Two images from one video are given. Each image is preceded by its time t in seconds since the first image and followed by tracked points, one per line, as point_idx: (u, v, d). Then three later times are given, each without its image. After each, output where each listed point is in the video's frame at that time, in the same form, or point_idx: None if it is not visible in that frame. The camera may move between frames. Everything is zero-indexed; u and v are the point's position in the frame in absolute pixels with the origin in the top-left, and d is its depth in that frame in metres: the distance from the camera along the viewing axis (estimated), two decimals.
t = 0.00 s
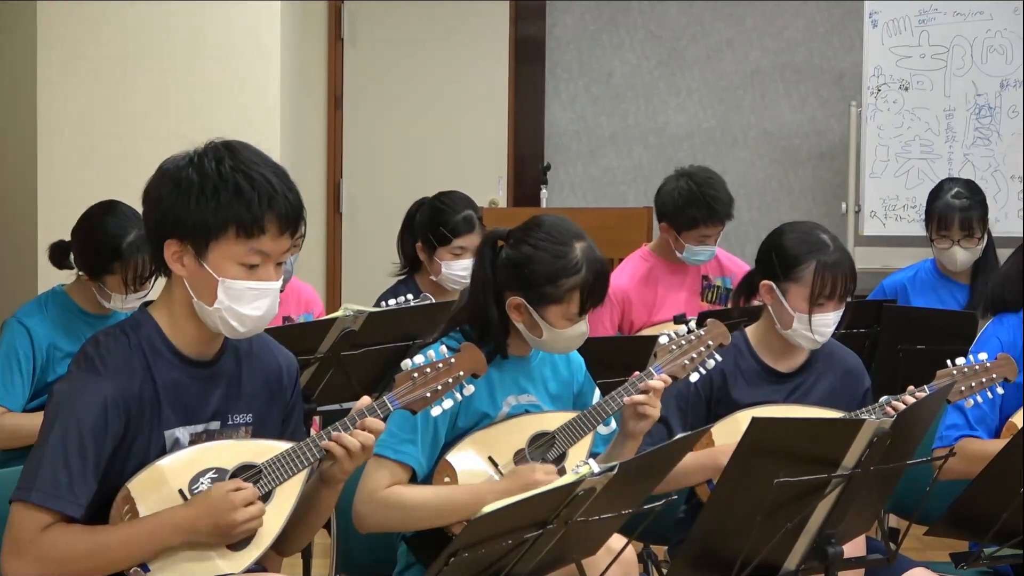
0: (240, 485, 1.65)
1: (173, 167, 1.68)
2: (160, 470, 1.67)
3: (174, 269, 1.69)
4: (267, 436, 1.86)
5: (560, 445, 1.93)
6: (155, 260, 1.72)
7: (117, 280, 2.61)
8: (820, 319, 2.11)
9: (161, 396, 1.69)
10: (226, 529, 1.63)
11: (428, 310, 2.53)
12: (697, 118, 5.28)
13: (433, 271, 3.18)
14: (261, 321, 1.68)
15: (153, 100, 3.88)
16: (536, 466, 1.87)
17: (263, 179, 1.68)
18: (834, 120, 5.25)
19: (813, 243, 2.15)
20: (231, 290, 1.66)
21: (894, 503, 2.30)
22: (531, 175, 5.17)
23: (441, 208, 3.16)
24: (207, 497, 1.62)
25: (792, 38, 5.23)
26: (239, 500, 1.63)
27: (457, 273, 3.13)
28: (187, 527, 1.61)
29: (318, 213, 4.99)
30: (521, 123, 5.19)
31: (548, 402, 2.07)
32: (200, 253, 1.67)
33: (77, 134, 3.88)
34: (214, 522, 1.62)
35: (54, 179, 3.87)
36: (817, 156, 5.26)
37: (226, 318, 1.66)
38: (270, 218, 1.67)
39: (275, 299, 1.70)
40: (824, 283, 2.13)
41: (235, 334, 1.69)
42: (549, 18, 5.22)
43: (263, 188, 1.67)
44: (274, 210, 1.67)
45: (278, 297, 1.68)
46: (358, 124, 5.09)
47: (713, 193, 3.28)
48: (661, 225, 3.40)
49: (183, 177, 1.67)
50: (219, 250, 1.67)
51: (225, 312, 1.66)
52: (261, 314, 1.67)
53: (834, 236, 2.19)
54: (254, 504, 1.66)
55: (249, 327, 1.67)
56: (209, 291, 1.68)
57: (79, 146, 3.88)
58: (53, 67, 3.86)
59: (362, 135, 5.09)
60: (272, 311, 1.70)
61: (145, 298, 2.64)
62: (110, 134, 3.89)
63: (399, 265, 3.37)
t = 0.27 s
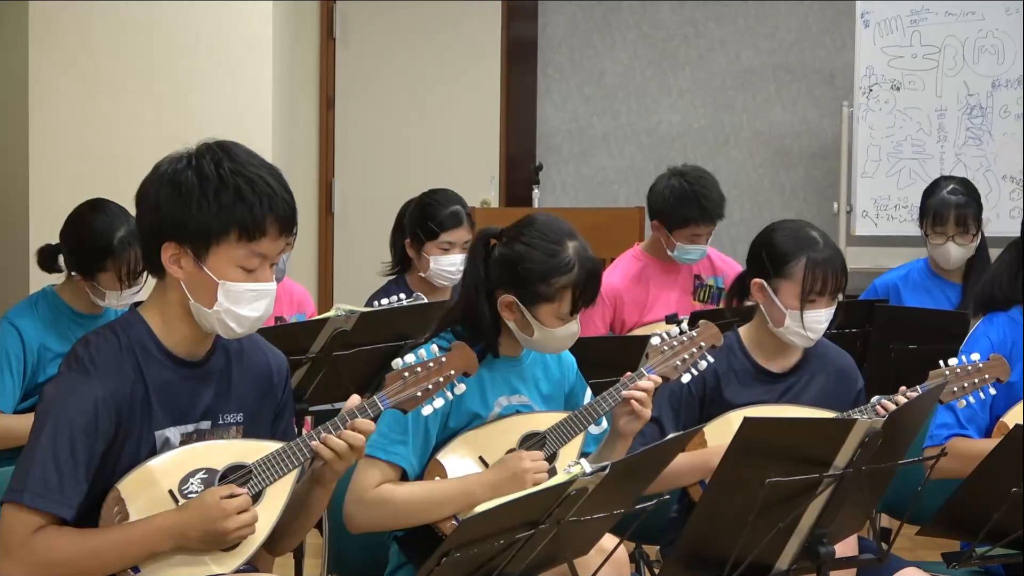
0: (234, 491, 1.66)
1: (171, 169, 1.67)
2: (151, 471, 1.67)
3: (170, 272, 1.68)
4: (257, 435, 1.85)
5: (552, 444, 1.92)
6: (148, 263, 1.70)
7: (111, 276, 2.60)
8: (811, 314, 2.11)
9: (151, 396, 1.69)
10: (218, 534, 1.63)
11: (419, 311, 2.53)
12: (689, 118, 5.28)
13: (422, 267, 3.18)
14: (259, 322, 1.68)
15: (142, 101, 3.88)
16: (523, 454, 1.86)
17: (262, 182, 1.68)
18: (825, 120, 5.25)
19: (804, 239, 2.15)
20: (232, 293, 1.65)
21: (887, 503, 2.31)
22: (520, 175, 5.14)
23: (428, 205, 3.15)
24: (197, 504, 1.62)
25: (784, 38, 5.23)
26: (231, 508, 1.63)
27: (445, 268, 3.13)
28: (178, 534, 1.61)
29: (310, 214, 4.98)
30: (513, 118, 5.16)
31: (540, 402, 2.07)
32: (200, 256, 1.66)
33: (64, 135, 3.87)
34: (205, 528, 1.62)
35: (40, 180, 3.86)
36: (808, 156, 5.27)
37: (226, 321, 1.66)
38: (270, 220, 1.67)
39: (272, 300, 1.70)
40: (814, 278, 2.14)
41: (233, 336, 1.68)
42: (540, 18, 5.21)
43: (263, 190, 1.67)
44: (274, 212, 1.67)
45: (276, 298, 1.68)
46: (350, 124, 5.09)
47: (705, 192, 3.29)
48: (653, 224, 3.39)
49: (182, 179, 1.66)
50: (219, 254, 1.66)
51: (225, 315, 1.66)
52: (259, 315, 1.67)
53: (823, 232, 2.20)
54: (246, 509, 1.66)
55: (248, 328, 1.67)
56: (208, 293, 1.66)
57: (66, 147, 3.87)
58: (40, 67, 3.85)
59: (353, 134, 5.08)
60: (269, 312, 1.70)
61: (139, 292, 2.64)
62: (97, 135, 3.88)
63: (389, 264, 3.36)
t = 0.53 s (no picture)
0: (220, 489, 1.66)
1: (160, 171, 1.66)
2: (140, 470, 1.67)
3: (159, 274, 1.67)
4: (245, 434, 1.85)
5: (540, 445, 1.92)
6: (135, 265, 1.69)
7: (92, 269, 2.60)
8: (798, 310, 2.12)
9: (137, 396, 1.69)
10: (206, 533, 1.63)
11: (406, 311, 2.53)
12: (678, 118, 5.28)
13: (410, 268, 3.18)
14: (247, 322, 1.68)
15: (125, 101, 3.87)
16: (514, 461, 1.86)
17: (252, 183, 1.68)
18: (813, 120, 5.23)
19: (789, 235, 2.16)
20: (221, 294, 1.65)
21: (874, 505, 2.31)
22: (511, 175, 5.20)
23: (415, 204, 3.15)
24: (185, 503, 1.61)
25: (772, 38, 5.23)
26: (221, 508, 1.63)
27: (433, 269, 3.13)
28: (167, 533, 1.61)
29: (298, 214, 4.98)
30: (501, 126, 5.21)
31: (528, 403, 2.07)
32: (191, 257, 1.65)
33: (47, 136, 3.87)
34: (194, 528, 1.61)
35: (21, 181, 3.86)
36: (797, 156, 5.25)
37: (214, 322, 1.66)
38: (260, 221, 1.67)
39: (259, 301, 1.71)
40: (799, 274, 2.14)
41: (221, 336, 1.69)
42: (529, 18, 5.23)
43: (253, 191, 1.67)
44: (264, 213, 1.67)
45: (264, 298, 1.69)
46: (338, 125, 5.09)
47: (689, 185, 3.30)
48: (639, 220, 3.39)
49: (171, 181, 1.65)
50: (209, 255, 1.66)
51: (213, 316, 1.66)
52: (246, 315, 1.67)
53: (806, 229, 2.21)
54: (235, 509, 1.65)
55: (235, 329, 1.67)
56: (198, 295, 1.66)
57: (48, 148, 3.87)
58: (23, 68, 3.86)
59: (342, 134, 5.08)
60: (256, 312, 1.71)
61: (120, 287, 2.63)
62: (79, 135, 3.88)
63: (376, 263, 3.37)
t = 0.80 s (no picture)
0: (208, 486, 1.66)
1: (135, 169, 1.66)
2: (128, 469, 1.67)
3: (138, 272, 1.67)
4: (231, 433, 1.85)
5: (526, 445, 1.92)
6: (115, 264, 1.70)
7: (59, 271, 2.67)
8: (781, 313, 2.12)
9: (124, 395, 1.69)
10: (194, 530, 1.63)
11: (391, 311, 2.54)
12: (664, 118, 5.28)
13: (402, 273, 3.19)
14: (228, 319, 1.67)
15: (107, 102, 3.88)
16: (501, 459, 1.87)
17: (227, 180, 1.68)
18: (800, 120, 5.25)
19: (774, 238, 2.16)
20: (199, 291, 1.65)
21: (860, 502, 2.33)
22: (496, 175, 5.18)
23: (405, 211, 3.15)
24: (172, 499, 1.62)
25: (758, 38, 5.24)
26: (207, 502, 1.63)
27: (425, 275, 3.14)
28: (155, 530, 1.61)
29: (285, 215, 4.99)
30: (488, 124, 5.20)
31: (514, 402, 2.08)
32: (167, 254, 1.65)
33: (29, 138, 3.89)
34: (181, 524, 1.61)
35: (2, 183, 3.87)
36: (782, 156, 5.27)
37: (195, 318, 1.65)
38: (236, 218, 1.67)
39: (241, 298, 1.70)
40: (783, 276, 2.14)
41: (202, 333, 1.68)
42: (515, 18, 5.21)
43: (228, 188, 1.67)
44: (240, 210, 1.67)
45: (245, 296, 1.68)
46: (324, 125, 5.09)
47: (675, 184, 3.30)
48: (625, 219, 3.40)
49: (146, 178, 1.66)
50: (186, 252, 1.66)
51: (193, 313, 1.65)
52: (228, 312, 1.66)
53: (792, 231, 2.20)
54: (220, 503, 1.66)
55: (217, 326, 1.67)
56: (176, 292, 1.66)
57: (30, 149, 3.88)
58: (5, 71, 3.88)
59: (329, 134, 5.08)
60: (238, 309, 1.70)
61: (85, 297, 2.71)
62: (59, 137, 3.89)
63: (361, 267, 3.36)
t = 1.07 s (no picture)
0: (197, 489, 1.65)
1: (110, 167, 1.68)
2: (116, 469, 1.67)
3: (118, 270, 1.69)
4: (220, 434, 1.84)
5: (513, 445, 1.92)
6: (99, 263, 1.72)
7: (44, 269, 2.70)
8: (767, 312, 2.12)
9: (112, 396, 1.68)
10: (181, 531, 1.62)
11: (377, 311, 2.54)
12: (651, 118, 5.28)
13: (389, 274, 3.19)
14: (208, 316, 1.67)
15: (91, 103, 3.87)
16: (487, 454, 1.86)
17: (200, 175, 1.67)
18: (786, 120, 5.24)
19: (758, 238, 2.16)
20: (175, 286, 1.65)
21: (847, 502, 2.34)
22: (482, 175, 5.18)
23: (393, 213, 3.15)
24: (160, 501, 1.61)
25: (745, 38, 5.24)
26: (196, 505, 1.63)
27: (412, 276, 3.15)
28: (142, 531, 1.61)
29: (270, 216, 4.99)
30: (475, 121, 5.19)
31: (501, 403, 2.08)
32: (142, 250, 1.66)
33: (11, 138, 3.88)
34: (169, 524, 1.61)
35: None
36: (769, 156, 5.26)
37: (174, 315, 1.65)
38: (209, 213, 1.66)
39: (222, 294, 1.69)
40: (769, 276, 2.14)
41: (184, 331, 1.67)
42: (502, 18, 5.23)
43: (201, 183, 1.67)
44: (213, 205, 1.66)
45: (224, 291, 1.67)
46: (311, 125, 5.09)
47: (661, 181, 3.31)
48: (612, 218, 3.40)
49: (120, 175, 1.67)
50: (161, 247, 1.66)
51: (171, 309, 1.65)
52: (207, 309, 1.65)
53: (780, 231, 2.20)
54: (210, 506, 1.65)
55: (196, 323, 1.66)
56: (154, 288, 1.66)
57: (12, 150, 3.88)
58: None
59: (317, 135, 5.09)
60: (220, 305, 1.69)
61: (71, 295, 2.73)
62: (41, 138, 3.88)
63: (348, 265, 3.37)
